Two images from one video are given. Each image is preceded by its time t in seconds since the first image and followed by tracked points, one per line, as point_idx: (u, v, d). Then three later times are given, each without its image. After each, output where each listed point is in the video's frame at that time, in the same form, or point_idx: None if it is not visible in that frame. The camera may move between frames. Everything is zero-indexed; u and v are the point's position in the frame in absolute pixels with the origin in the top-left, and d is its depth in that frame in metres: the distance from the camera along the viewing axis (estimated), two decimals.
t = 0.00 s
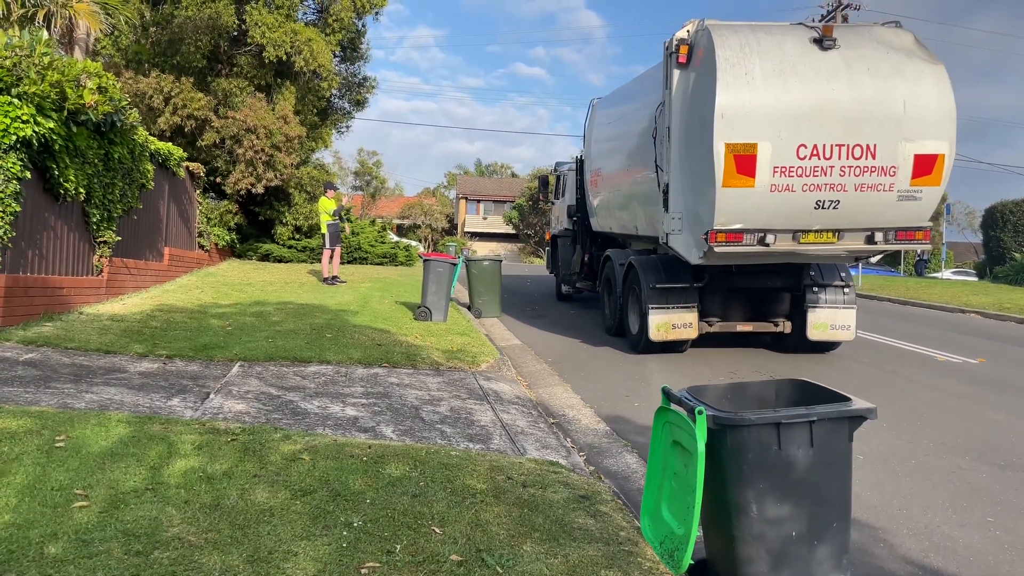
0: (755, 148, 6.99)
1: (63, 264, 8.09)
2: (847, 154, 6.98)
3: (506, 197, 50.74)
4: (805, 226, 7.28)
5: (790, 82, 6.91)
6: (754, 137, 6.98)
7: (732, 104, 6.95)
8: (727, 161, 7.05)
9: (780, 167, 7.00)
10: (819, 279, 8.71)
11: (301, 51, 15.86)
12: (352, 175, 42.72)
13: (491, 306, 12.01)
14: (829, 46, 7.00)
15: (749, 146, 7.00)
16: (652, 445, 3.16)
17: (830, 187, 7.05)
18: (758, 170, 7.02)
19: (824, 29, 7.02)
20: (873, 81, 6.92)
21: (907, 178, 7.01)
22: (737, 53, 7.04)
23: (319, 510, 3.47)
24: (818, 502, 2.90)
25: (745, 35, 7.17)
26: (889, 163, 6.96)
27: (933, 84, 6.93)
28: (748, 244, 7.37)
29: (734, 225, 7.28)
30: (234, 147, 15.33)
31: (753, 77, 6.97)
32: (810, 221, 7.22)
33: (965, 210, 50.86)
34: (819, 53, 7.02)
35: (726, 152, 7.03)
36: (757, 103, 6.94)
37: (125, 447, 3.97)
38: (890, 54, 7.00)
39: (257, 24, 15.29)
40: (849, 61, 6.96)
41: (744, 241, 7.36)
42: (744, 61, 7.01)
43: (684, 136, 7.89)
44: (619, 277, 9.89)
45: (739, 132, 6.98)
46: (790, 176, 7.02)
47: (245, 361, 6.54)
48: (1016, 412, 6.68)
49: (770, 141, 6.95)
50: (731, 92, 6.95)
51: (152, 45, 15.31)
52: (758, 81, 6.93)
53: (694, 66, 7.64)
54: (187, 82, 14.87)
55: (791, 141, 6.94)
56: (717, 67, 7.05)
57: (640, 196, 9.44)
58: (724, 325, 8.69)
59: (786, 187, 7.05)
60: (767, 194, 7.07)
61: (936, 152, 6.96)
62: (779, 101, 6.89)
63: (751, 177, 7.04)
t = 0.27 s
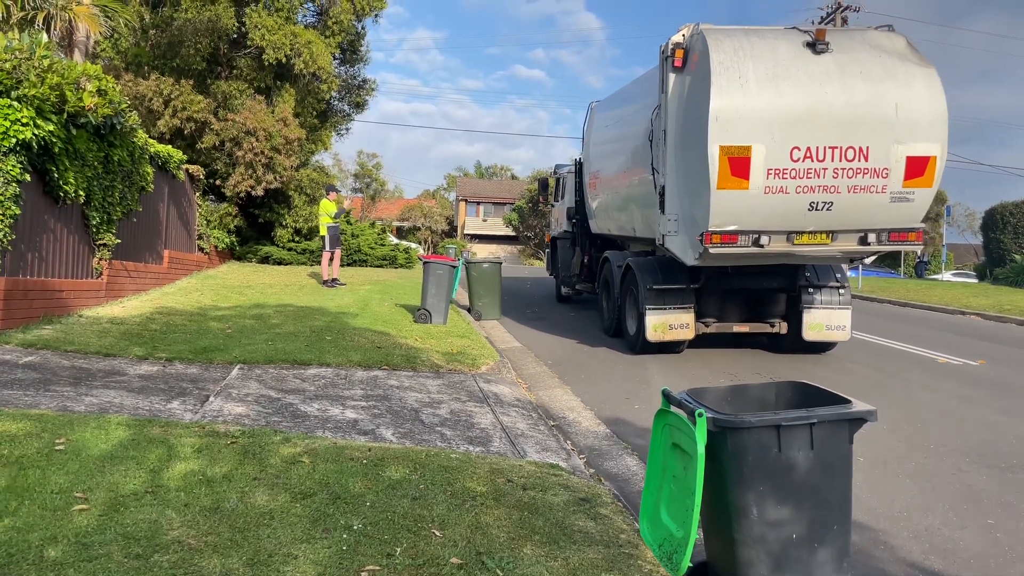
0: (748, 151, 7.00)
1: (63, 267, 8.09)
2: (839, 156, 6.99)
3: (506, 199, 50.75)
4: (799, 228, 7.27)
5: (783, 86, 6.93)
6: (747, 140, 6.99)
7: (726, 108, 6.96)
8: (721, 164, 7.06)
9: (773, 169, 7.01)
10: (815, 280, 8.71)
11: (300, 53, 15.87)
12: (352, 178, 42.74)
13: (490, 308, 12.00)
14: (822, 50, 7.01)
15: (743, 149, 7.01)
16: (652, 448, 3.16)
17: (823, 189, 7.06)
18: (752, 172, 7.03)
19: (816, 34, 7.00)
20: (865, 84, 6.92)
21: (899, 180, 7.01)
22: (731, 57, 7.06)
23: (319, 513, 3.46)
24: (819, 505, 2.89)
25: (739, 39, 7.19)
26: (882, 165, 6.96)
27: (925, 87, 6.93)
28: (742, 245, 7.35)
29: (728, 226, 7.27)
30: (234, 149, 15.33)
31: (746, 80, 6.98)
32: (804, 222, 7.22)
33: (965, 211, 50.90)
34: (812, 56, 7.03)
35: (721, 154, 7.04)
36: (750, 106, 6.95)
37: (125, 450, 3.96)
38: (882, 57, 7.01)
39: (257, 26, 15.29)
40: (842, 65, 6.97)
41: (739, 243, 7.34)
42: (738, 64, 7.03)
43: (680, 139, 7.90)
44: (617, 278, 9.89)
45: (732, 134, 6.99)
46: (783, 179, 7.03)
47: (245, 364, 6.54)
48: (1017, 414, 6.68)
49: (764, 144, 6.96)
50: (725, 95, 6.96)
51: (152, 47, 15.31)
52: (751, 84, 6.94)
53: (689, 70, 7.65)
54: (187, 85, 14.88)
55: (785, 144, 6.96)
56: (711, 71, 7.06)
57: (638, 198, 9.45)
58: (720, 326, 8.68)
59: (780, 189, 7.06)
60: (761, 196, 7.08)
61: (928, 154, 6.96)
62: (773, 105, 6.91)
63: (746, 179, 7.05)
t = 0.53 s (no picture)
0: (742, 153, 7.01)
1: (63, 271, 8.09)
2: (831, 159, 7.01)
3: (506, 202, 50.77)
4: (792, 229, 7.28)
5: (776, 89, 6.94)
6: (741, 142, 7.00)
7: (719, 110, 6.97)
8: (715, 166, 7.06)
9: (767, 171, 7.01)
10: (810, 280, 8.72)
11: (299, 57, 15.89)
12: (351, 181, 42.77)
13: (490, 311, 12.00)
14: (815, 53, 7.04)
15: (736, 151, 7.02)
16: (652, 450, 3.16)
17: (816, 191, 7.06)
18: (745, 174, 7.04)
19: (808, 37, 7.07)
20: (857, 87, 6.94)
21: (891, 182, 7.01)
22: (724, 61, 7.07)
23: (319, 516, 3.46)
24: (819, 507, 2.89)
25: (732, 43, 7.20)
26: (874, 167, 6.97)
27: (917, 89, 6.93)
28: (736, 246, 7.38)
29: (722, 227, 7.29)
30: (233, 153, 15.33)
31: (739, 83, 7.00)
32: (797, 223, 7.22)
33: (964, 213, 50.90)
34: (805, 60, 7.05)
35: (715, 156, 7.05)
36: (744, 109, 6.96)
37: (125, 454, 3.96)
38: (874, 60, 7.02)
39: (256, 30, 15.30)
40: (834, 68, 6.99)
41: (732, 243, 7.37)
42: (731, 68, 7.04)
43: (675, 142, 7.90)
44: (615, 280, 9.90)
45: (726, 137, 7.00)
46: (777, 180, 7.04)
47: (244, 367, 6.54)
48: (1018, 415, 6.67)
49: (757, 146, 6.97)
50: (718, 98, 6.98)
51: (151, 51, 15.33)
52: (744, 87, 6.95)
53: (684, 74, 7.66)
54: (186, 88, 14.90)
55: (778, 146, 6.97)
56: (705, 75, 7.08)
57: (635, 201, 9.46)
58: (716, 327, 8.69)
59: (774, 191, 7.06)
60: (754, 198, 7.08)
61: (920, 156, 6.96)
62: (766, 107, 6.92)
63: (740, 181, 7.05)
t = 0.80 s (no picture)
0: (737, 155, 7.03)
1: (61, 276, 8.08)
2: (826, 161, 7.02)
3: (504, 205, 50.80)
4: (788, 231, 7.29)
5: (770, 92, 6.96)
6: (735, 145, 7.02)
7: (714, 113, 6.98)
8: (710, 168, 7.07)
9: (762, 173, 7.02)
10: (807, 282, 8.73)
11: (297, 61, 15.90)
12: (349, 184, 42.79)
13: (490, 314, 12.01)
14: (808, 57, 7.02)
15: (731, 154, 7.03)
16: (652, 452, 3.15)
17: (810, 193, 7.07)
18: (740, 176, 7.05)
19: (802, 41, 7.04)
20: (850, 90, 6.96)
21: (885, 184, 7.02)
22: (719, 64, 7.09)
23: (319, 521, 3.45)
24: (819, 509, 2.89)
25: (727, 47, 7.22)
26: (868, 169, 6.98)
27: (910, 92, 6.94)
28: (731, 248, 7.38)
29: (718, 229, 7.28)
30: (231, 157, 15.32)
31: (734, 87, 7.01)
32: (793, 225, 7.23)
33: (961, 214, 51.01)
34: (799, 63, 7.05)
35: (710, 159, 7.06)
36: (738, 112, 6.98)
37: (123, 459, 3.95)
38: (868, 63, 7.03)
39: (254, 34, 15.30)
40: (828, 71, 7.00)
41: (728, 245, 7.37)
42: (726, 71, 7.06)
43: (671, 144, 7.92)
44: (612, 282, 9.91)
45: (721, 140, 7.01)
46: (772, 183, 7.04)
47: (243, 371, 6.53)
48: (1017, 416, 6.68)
49: (752, 148, 6.98)
50: (713, 101, 6.99)
51: (149, 55, 15.33)
52: (738, 91, 6.97)
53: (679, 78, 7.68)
54: (184, 92, 14.90)
55: (772, 149, 6.98)
56: (700, 78, 7.09)
57: (632, 203, 9.47)
58: (713, 329, 8.70)
59: (768, 193, 7.07)
60: (749, 200, 7.09)
61: (913, 158, 6.97)
62: (760, 110, 6.93)
63: (734, 183, 7.06)
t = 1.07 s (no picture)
0: (733, 157, 7.03)
1: (58, 281, 8.06)
2: (821, 162, 7.03)
3: (502, 207, 50.82)
4: (785, 232, 7.30)
5: (766, 94, 6.97)
6: (732, 147, 7.02)
7: (710, 115, 7.00)
8: (707, 170, 7.08)
9: (758, 175, 7.03)
10: (803, 283, 8.74)
11: (295, 64, 15.90)
12: (347, 188, 42.79)
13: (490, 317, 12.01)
14: (804, 59, 7.04)
15: (727, 155, 7.04)
16: (652, 455, 3.15)
17: (806, 195, 7.07)
18: (737, 178, 7.05)
19: (797, 43, 7.05)
20: (846, 92, 6.97)
21: (881, 185, 7.03)
22: (715, 66, 7.10)
23: (318, 525, 3.44)
24: (819, 511, 2.89)
25: (723, 49, 7.24)
26: (863, 171, 6.99)
27: (905, 93, 6.96)
28: (728, 250, 7.41)
29: (715, 231, 7.29)
30: (229, 161, 15.31)
31: (730, 89, 7.03)
32: (790, 226, 7.23)
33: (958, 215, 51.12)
34: (794, 65, 7.07)
35: (706, 161, 7.07)
36: (734, 114, 6.99)
37: (121, 464, 3.94)
38: (863, 65, 7.05)
39: (251, 38, 15.30)
40: (823, 73, 7.02)
41: (724, 247, 7.40)
42: (722, 74, 7.08)
43: (667, 147, 7.93)
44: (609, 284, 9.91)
45: (717, 141, 7.02)
46: (768, 184, 7.05)
47: (242, 375, 6.52)
48: (1015, 416, 6.68)
49: (748, 150, 6.99)
50: (709, 103, 7.01)
51: (146, 60, 15.33)
52: (734, 93, 6.99)
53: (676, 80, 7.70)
54: (181, 97, 14.89)
55: (768, 151, 6.99)
56: (696, 80, 7.11)
57: (630, 205, 9.48)
58: (710, 330, 8.70)
59: (765, 195, 7.07)
60: (745, 202, 7.10)
61: (908, 159, 6.98)
62: (756, 112, 6.94)
63: (731, 185, 7.07)
